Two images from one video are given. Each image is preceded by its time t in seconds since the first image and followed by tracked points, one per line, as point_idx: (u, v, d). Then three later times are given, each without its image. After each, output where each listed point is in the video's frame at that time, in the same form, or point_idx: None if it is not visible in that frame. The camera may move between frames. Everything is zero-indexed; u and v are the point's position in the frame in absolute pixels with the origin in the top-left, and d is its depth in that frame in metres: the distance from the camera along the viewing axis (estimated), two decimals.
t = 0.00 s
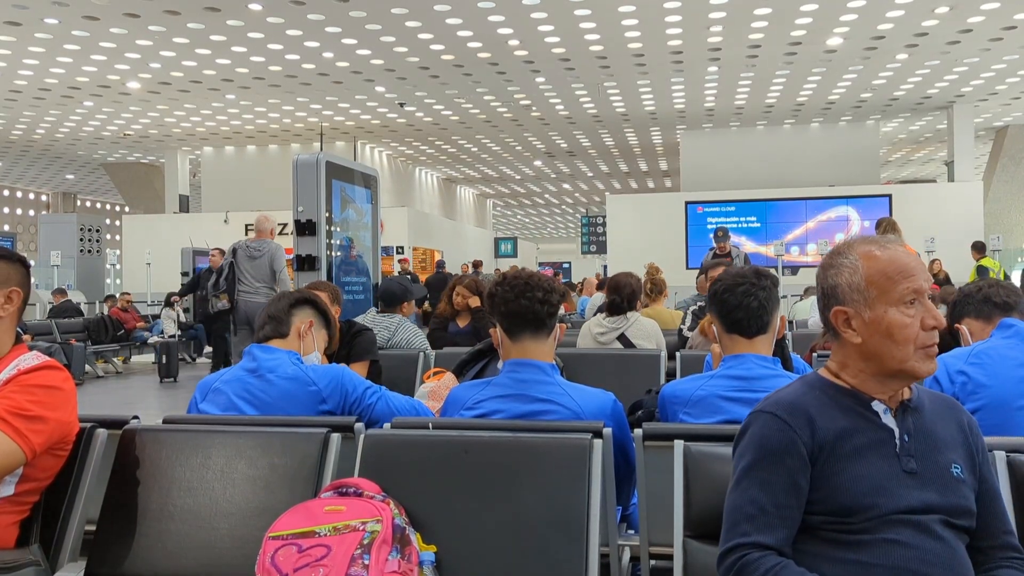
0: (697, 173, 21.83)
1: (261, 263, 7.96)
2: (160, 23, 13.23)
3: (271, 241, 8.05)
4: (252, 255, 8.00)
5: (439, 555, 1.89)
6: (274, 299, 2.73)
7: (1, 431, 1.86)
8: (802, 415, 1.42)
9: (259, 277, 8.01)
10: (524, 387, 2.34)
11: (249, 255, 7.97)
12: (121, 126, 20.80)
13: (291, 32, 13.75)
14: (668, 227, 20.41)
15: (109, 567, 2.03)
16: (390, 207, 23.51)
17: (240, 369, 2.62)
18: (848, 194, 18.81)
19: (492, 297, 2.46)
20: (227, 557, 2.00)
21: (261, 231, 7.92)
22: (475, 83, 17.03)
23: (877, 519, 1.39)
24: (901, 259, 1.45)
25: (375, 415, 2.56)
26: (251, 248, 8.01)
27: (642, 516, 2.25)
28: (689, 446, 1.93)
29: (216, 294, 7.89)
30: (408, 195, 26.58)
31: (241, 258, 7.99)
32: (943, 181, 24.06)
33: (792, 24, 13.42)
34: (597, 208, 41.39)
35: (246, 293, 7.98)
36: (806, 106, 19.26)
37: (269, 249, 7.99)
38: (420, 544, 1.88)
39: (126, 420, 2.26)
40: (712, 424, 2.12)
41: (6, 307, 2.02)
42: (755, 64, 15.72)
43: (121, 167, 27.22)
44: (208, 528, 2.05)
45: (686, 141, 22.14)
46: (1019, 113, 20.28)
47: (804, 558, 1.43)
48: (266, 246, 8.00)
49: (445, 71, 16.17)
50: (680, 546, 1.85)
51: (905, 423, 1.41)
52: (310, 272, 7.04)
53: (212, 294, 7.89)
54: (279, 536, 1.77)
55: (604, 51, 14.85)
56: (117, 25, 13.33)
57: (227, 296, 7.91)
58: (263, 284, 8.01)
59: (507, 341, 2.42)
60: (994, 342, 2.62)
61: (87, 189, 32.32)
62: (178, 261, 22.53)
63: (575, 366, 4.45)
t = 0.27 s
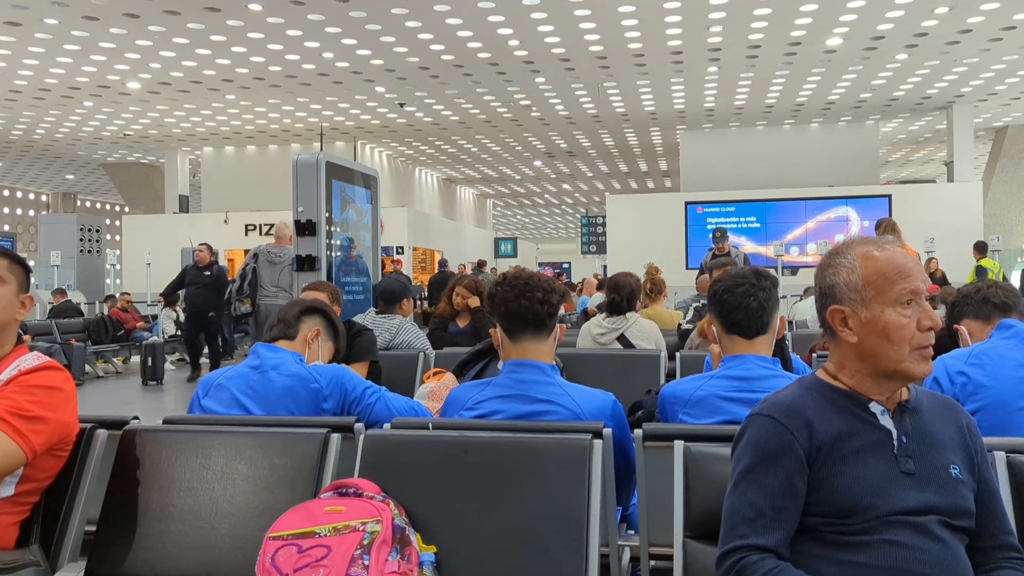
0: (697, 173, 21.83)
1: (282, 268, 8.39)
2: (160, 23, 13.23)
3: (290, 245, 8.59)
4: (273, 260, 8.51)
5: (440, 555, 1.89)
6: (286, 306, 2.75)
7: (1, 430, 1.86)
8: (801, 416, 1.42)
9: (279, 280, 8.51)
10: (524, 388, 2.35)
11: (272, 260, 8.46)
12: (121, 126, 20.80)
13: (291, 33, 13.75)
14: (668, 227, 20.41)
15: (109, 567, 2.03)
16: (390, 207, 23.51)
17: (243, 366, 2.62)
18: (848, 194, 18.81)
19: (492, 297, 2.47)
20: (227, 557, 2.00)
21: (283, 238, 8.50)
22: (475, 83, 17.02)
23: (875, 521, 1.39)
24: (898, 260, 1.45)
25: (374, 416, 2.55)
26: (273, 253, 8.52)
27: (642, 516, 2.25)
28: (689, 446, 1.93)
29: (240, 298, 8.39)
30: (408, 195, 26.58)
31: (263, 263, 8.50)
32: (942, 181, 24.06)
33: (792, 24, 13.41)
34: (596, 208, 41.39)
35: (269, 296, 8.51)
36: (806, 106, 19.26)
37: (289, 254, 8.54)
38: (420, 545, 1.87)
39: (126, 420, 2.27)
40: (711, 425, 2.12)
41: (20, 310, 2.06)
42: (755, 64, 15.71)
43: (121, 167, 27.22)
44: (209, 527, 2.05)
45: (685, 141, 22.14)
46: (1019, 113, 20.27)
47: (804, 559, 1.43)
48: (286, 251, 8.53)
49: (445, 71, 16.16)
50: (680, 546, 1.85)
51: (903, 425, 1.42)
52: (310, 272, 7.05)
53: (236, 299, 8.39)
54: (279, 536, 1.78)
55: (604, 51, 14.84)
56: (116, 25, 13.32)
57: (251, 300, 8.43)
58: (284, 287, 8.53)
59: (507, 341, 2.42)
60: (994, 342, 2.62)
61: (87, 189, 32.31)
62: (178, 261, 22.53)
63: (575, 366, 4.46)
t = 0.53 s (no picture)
0: (697, 173, 21.83)
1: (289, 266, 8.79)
2: (160, 23, 13.23)
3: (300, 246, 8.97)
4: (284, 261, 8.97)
5: (439, 556, 1.89)
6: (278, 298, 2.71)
7: (1, 432, 1.85)
8: (803, 417, 1.42)
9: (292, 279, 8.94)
10: (525, 388, 2.34)
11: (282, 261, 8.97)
12: (121, 126, 20.80)
13: (291, 33, 13.75)
14: (667, 227, 20.41)
15: (109, 568, 2.03)
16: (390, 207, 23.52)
17: (240, 368, 2.61)
18: (848, 194, 18.81)
19: (492, 297, 2.47)
20: (227, 557, 2.00)
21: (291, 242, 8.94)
22: (475, 83, 17.03)
23: (876, 522, 1.39)
24: (911, 262, 1.45)
25: (374, 414, 2.56)
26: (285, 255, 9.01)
27: (642, 516, 2.25)
28: (689, 446, 1.93)
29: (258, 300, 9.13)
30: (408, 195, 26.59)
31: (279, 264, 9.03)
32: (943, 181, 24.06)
33: (792, 24, 13.41)
34: (596, 208, 41.41)
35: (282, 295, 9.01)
36: (806, 106, 19.26)
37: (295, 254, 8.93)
38: (420, 545, 1.87)
39: (126, 421, 2.26)
40: (712, 425, 2.12)
41: (25, 313, 2.08)
42: (755, 64, 15.70)
43: (121, 167, 27.23)
44: (208, 527, 2.05)
45: (685, 141, 22.14)
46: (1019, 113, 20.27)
47: (805, 560, 1.43)
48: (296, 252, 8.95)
49: (445, 71, 16.16)
50: (680, 546, 1.85)
51: (907, 426, 1.41)
52: (310, 272, 7.04)
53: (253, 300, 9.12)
54: (279, 536, 1.77)
55: (604, 51, 14.84)
56: (116, 25, 13.32)
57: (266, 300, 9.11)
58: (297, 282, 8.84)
59: (507, 341, 2.42)
60: (995, 343, 2.63)
61: (87, 189, 32.32)
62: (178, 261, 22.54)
63: (576, 366, 4.46)
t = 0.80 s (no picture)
0: (697, 173, 21.83)
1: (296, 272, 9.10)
2: (160, 23, 13.23)
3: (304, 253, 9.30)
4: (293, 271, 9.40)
5: (440, 556, 1.89)
6: (267, 291, 2.61)
7: (1, 432, 1.85)
8: (812, 412, 1.42)
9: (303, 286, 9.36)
10: (524, 388, 2.34)
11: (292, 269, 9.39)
12: (121, 126, 20.80)
13: (291, 33, 13.75)
14: (667, 227, 20.41)
15: (109, 568, 2.03)
16: (391, 207, 23.52)
17: (240, 369, 2.61)
18: (848, 194, 18.81)
19: (493, 298, 2.46)
20: (227, 557, 2.00)
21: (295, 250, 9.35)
22: (475, 83, 17.03)
23: (880, 521, 1.39)
24: (919, 265, 1.44)
25: (374, 416, 2.57)
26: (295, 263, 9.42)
27: (643, 516, 2.25)
28: (690, 447, 1.93)
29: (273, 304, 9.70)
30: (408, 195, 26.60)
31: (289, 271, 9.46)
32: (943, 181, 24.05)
33: (792, 24, 13.42)
34: (596, 208, 41.41)
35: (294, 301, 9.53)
36: (806, 106, 19.26)
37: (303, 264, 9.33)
38: (421, 545, 1.88)
39: (127, 420, 2.27)
40: (712, 425, 2.12)
41: (27, 313, 2.09)
42: (755, 64, 15.70)
43: (122, 167, 27.24)
44: (208, 527, 2.05)
45: (685, 141, 22.15)
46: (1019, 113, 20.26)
47: (808, 558, 1.43)
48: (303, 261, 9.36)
49: (445, 71, 16.17)
50: (681, 547, 1.85)
51: (914, 427, 1.42)
52: (310, 272, 7.03)
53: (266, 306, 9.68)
54: (279, 536, 1.77)
55: (604, 51, 14.84)
56: (116, 25, 13.33)
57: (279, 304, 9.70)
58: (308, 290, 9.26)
59: (508, 342, 2.42)
60: (994, 342, 2.63)
61: (87, 189, 32.33)
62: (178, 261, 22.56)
63: (576, 366, 4.46)
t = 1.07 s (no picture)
0: (697, 173, 21.83)
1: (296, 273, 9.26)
2: (160, 23, 13.23)
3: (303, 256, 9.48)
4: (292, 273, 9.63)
5: (439, 555, 1.89)
6: (262, 288, 2.54)
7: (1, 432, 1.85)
8: (818, 410, 1.42)
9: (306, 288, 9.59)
10: (524, 387, 2.34)
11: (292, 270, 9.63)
12: (120, 126, 20.81)
13: (291, 32, 13.75)
14: (667, 227, 20.43)
15: (108, 568, 2.03)
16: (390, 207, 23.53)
17: (240, 369, 2.60)
18: (847, 194, 18.82)
19: (493, 297, 2.46)
20: (225, 557, 2.00)
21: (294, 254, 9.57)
22: (475, 83, 17.03)
23: (885, 521, 1.39)
24: (919, 262, 1.45)
25: (371, 416, 2.54)
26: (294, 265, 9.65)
27: (643, 516, 2.25)
28: (689, 446, 1.92)
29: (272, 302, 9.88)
30: (407, 195, 26.61)
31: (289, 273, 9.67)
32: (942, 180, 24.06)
33: (792, 24, 13.42)
34: (596, 208, 41.42)
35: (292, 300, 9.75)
36: (806, 106, 19.26)
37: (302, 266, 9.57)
38: (421, 544, 1.88)
39: (127, 420, 2.27)
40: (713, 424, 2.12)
41: (28, 312, 2.09)
42: (755, 64, 15.71)
43: (122, 167, 27.25)
44: (207, 526, 2.04)
45: (685, 141, 22.15)
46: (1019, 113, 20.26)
47: (811, 558, 1.43)
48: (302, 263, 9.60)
49: (445, 71, 16.17)
50: (680, 546, 1.85)
51: (923, 429, 1.41)
52: (309, 271, 7.02)
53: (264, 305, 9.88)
54: (278, 536, 1.77)
55: (603, 51, 14.85)
56: (116, 25, 13.33)
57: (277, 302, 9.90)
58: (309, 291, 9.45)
59: (507, 341, 2.42)
60: (994, 342, 2.63)
61: (87, 189, 32.35)
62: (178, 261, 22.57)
63: (575, 365, 4.46)
